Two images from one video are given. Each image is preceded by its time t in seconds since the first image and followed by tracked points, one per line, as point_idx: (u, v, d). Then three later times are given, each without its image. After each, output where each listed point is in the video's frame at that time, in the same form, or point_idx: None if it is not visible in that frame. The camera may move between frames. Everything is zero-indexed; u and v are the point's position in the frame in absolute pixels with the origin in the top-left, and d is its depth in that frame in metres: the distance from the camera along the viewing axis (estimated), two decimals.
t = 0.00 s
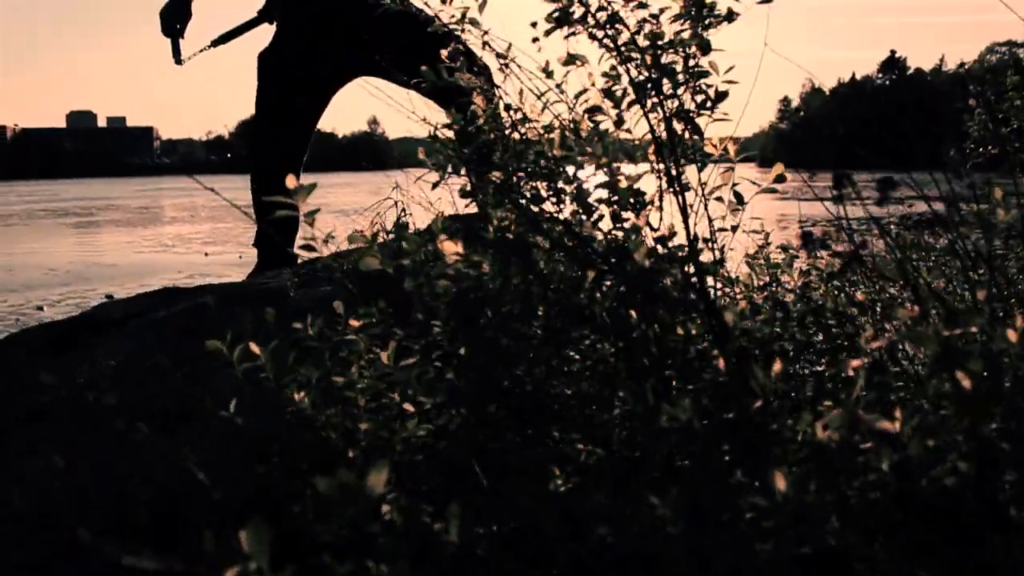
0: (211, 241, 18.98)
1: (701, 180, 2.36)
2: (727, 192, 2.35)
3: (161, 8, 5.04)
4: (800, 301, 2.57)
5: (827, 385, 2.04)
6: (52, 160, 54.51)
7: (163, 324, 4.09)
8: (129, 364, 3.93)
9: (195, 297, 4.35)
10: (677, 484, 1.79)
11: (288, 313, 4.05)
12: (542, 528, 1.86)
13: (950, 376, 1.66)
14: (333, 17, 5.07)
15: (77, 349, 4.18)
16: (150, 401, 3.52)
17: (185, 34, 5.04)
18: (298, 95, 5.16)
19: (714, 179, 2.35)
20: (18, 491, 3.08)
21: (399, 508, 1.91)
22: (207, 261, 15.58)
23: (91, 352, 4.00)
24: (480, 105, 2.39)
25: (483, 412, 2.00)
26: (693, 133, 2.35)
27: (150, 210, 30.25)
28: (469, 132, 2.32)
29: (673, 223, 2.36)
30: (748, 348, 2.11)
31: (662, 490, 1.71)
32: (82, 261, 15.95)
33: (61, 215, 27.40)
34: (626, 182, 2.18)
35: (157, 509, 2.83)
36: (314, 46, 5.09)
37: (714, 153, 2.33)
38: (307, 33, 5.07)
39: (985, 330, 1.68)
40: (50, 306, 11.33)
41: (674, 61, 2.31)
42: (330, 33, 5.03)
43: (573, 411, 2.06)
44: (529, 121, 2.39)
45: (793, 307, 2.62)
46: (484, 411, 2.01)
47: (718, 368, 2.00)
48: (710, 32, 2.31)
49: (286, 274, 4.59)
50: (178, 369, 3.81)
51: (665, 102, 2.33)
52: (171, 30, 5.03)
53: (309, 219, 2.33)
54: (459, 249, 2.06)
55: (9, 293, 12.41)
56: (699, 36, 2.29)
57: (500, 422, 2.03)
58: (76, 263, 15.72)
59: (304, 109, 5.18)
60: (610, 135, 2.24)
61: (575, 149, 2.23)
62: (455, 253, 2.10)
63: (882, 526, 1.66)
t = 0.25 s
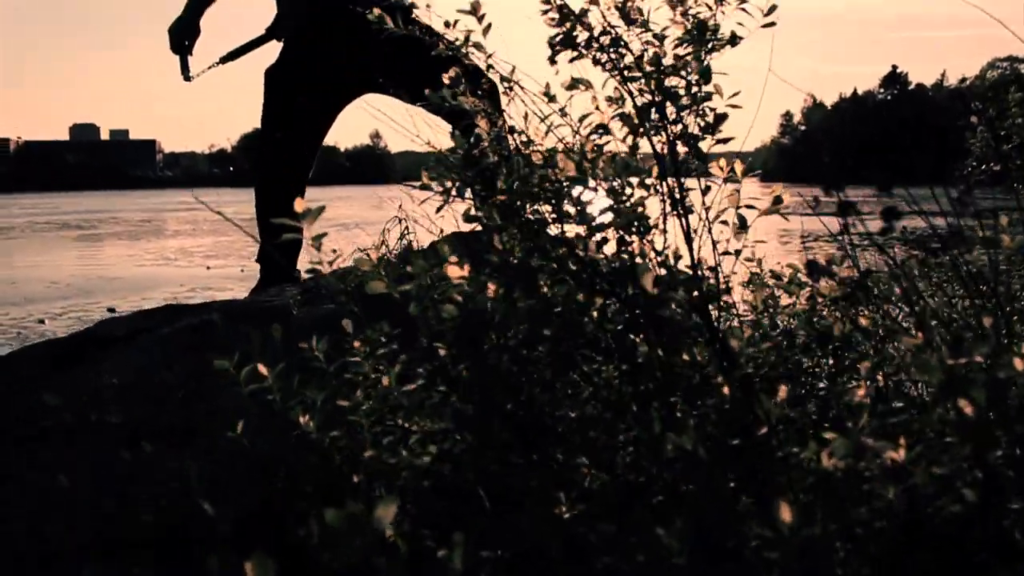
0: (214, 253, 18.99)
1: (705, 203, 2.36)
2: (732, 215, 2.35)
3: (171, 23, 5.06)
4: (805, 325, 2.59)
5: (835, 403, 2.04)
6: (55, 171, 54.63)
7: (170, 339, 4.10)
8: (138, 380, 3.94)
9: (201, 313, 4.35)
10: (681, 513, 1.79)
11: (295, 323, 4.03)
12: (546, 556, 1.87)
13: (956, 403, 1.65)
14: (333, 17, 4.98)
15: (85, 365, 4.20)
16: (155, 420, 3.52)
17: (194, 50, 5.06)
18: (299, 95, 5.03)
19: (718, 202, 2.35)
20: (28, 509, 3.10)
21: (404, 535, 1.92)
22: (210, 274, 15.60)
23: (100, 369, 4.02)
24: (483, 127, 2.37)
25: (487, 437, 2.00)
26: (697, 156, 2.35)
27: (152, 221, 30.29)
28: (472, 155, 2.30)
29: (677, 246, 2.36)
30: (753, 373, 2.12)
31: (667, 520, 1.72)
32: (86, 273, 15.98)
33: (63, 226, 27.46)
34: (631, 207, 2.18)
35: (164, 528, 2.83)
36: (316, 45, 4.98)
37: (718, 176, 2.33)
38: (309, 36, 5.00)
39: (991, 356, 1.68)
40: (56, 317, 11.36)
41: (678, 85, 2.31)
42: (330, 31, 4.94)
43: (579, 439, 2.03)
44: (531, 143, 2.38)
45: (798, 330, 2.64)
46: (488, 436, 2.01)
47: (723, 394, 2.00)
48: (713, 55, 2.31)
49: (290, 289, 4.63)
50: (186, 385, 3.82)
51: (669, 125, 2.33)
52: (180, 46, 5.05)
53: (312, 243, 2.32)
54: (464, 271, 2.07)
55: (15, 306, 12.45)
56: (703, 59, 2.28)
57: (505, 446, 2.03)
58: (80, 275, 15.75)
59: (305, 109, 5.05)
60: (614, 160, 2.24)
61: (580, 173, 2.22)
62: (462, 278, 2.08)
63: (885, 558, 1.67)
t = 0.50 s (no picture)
0: (216, 272, 18.99)
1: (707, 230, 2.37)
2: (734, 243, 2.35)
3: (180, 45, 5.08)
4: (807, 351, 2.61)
5: (839, 431, 2.04)
6: (57, 189, 54.73)
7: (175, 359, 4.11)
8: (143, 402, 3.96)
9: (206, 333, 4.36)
10: (687, 547, 1.78)
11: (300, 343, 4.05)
12: None
13: (963, 437, 1.65)
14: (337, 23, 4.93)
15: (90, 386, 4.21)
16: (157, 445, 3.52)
17: (202, 71, 5.08)
18: (301, 99, 4.98)
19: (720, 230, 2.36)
20: (30, 535, 3.08)
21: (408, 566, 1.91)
22: (212, 291, 15.56)
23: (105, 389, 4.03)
24: (487, 156, 2.37)
25: (491, 465, 1.99)
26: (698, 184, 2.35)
27: (154, 240, 30.36)
28: (475, 186, 2.30)
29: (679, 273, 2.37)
30: (755, 400, 2.13)
31: (673, 556, 1.70)
32: (88, 291, 15.97)
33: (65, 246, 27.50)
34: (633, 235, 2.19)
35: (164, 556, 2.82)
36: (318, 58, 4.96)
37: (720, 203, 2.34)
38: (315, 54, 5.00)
39: (997, 389, 1.68)
40: (59, 334, 11.38)
41: (679, 113, 2.32)
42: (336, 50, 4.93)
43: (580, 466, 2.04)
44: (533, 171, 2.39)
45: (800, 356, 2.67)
46: (492, 464, 2.00)
47: (726, 423, 2.02)
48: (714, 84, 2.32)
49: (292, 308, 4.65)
50: (191, 406, 3.83)
51: (670, 153, 2.34)
52: (188, 67, 5.06)
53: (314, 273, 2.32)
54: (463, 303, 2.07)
55: (18, 322, 12.47)
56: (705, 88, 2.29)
57: (511, 476, 2.02)
58: (82, 293, 15.75)
59: (307, 113, 4.98)
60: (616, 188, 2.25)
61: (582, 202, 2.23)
62: (464, 306, 2.08)
63: None
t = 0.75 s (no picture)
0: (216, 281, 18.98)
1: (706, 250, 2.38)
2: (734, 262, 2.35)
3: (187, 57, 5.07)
4: (807, 369, 2.65)
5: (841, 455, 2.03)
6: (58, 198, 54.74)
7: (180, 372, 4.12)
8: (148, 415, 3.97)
9: (210, 346, 4.37)
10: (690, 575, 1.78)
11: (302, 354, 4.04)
12: None
13: (965, 465, 1.66)
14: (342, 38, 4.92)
15: (95, 398, 4.21)
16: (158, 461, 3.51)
17: (209, 83, 5.07)
18: (305, 112, 4.98)
19: (720, 249, 2.37)
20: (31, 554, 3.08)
21: None
22: (212, 301, 15.54)
23: (109, 402, 4.03)
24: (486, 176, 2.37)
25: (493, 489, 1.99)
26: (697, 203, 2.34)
27: (154, 248, 30.34)
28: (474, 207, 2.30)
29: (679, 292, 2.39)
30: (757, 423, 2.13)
31: None
32: (88, 300, 15.96)
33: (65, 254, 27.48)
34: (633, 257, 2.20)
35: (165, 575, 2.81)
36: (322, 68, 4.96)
37: (720, 222, 2.35)
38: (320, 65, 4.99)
39: (1001, 416, 1.68)
40: (60, 343, 11.36)
41: (679, 134, 2.33)
42: (342, 62, 4.93)
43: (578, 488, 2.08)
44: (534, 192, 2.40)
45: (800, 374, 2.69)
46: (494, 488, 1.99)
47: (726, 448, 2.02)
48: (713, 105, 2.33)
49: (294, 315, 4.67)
50: (195, 420, 3.83)
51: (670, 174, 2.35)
52: (195, 79, 5.06)
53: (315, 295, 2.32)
54: (462, 325, 2.07)
55: (19, 330, 12.48)
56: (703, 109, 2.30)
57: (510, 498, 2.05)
58: (82, 302, 15.73)
59: (312, 127, 4.98)
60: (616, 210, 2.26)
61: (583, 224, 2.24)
62: (461, 331, 2.07)
63: None
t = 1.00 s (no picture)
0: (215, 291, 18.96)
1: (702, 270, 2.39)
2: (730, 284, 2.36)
3: (193, 70, 5.07)
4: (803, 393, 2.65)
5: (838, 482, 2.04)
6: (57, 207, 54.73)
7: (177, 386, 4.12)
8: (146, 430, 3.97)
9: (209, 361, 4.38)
10: None
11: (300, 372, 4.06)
12: None
13: (962, 498, 1.67)
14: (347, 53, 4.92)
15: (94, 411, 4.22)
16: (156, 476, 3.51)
17: (214, 97, 5.07)
18: (308, 128, 4.98)
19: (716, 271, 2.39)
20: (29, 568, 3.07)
21: None
22: (211, 311, 15.52)
23: (108, 416, 4.04)
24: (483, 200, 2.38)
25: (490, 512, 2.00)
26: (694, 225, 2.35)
27: (153, 258, 30.33)
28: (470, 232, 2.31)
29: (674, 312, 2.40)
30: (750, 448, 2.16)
31: None
32: (86, 309, 15.93)
33: (63, 262, 27.46)
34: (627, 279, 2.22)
35: None
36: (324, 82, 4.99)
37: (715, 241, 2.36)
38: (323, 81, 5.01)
39: (999, 445, 1.68)
40: (57, 352, 11.34)
41: (674, 155, 2.35)
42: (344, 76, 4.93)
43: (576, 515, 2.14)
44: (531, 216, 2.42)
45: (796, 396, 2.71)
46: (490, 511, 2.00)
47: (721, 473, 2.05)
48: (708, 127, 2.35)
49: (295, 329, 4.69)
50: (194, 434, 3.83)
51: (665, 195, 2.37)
52: (201, 92, 5.05)
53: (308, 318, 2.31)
54: (455, 348, 2.16)
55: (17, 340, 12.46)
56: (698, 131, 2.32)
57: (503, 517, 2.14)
58: (80, 311, 15.70)
59: (315, 143, 4.98)
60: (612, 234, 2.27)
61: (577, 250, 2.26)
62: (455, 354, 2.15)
63: None
